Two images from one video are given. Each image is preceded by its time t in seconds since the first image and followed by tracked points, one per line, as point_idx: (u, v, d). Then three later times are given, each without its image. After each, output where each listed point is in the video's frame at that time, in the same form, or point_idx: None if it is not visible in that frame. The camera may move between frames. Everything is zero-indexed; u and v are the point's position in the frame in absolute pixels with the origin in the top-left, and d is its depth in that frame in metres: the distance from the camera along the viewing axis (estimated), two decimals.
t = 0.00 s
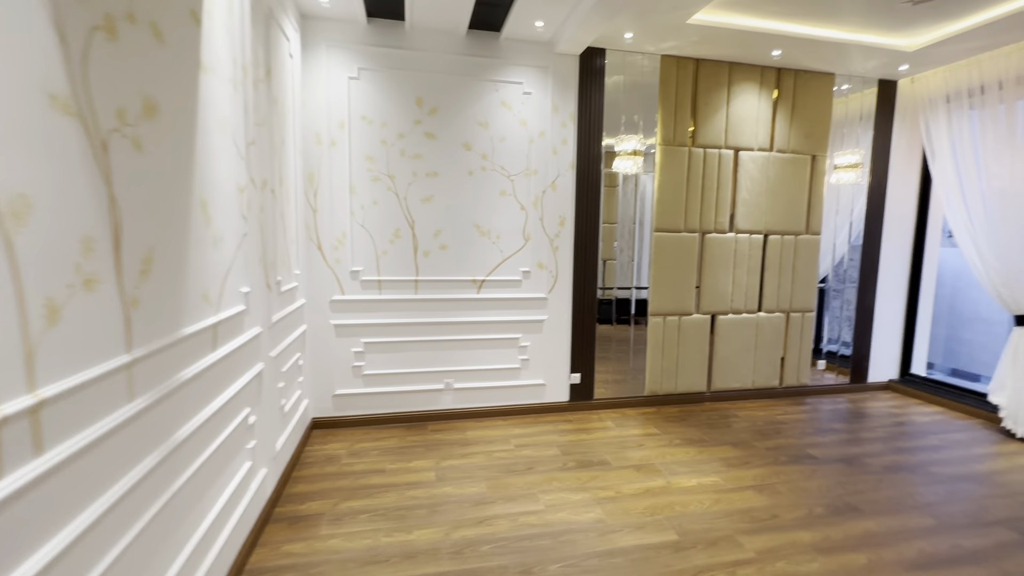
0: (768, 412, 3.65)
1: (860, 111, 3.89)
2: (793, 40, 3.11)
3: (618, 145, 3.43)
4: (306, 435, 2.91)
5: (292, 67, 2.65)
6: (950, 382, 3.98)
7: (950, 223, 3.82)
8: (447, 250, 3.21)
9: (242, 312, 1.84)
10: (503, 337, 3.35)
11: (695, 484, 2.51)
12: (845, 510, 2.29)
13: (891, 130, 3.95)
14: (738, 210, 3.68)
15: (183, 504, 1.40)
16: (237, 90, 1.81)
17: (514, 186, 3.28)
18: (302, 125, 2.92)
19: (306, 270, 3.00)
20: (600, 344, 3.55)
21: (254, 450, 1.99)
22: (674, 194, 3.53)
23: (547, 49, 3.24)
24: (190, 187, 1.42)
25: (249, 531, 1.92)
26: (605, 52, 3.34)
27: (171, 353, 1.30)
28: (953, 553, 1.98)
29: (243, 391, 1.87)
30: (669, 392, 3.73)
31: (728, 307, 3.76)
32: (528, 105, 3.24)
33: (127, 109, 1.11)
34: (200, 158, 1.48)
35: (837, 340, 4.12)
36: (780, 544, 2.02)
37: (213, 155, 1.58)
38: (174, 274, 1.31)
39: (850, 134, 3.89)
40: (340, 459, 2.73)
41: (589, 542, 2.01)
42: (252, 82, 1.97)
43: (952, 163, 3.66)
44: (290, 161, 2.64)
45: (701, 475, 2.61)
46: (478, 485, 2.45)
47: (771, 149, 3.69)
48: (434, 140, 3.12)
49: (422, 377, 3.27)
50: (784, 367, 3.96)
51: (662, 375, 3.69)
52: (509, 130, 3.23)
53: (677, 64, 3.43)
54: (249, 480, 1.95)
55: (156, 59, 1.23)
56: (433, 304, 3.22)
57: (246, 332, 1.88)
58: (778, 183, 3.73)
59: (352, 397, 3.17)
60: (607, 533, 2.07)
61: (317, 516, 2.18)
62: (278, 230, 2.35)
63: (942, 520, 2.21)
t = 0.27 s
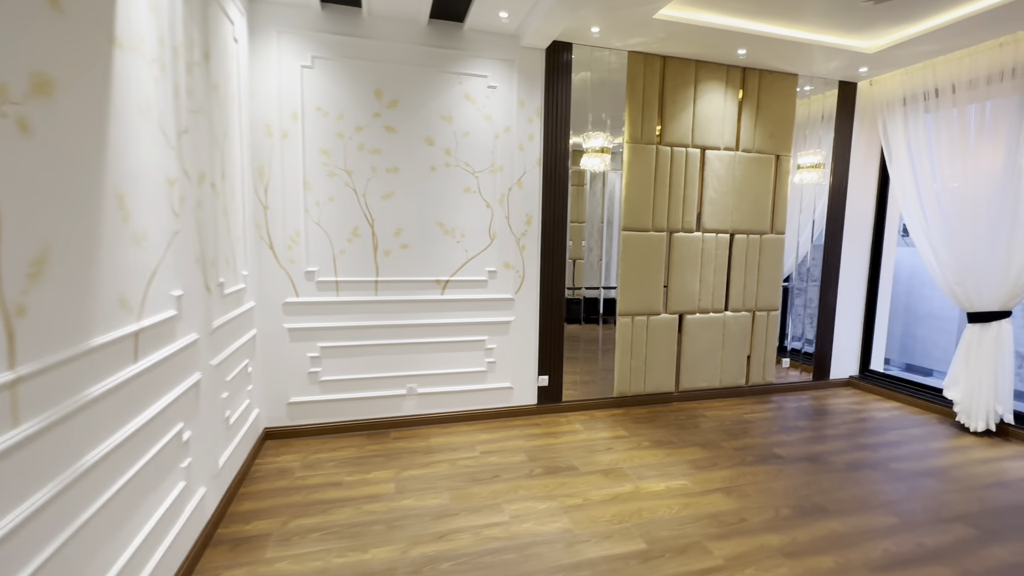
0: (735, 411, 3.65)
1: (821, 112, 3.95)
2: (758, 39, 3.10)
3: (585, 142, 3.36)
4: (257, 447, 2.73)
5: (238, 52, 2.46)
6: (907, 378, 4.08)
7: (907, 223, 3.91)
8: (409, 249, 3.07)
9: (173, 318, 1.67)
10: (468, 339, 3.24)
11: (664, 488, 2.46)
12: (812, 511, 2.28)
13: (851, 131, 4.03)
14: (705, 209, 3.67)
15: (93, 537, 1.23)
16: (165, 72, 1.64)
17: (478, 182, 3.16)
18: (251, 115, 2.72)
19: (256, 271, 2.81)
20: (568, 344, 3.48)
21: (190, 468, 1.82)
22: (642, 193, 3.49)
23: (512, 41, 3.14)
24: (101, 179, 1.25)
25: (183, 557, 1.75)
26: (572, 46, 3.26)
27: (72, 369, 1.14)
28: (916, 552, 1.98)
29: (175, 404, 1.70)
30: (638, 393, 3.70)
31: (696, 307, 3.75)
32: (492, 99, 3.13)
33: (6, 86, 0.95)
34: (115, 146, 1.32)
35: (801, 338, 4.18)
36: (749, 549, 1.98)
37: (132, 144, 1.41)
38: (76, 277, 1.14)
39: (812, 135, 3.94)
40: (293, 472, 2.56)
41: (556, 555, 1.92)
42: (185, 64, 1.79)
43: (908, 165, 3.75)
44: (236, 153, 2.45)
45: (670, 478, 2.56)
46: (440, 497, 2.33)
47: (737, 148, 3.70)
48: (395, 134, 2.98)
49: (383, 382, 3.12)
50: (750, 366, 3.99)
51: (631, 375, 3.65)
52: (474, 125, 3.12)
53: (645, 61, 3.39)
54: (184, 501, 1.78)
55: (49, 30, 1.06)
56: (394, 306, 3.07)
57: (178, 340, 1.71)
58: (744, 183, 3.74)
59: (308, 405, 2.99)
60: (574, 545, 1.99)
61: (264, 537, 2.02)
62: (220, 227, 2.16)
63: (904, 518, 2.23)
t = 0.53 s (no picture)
0: (709, 411, 3.63)
1: (791, 112, 3.97)
2: (729, 37, 3.08)
3: (557, 140, 3.28)
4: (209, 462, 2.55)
5: (182, 38, 2.28)
6: (874, 374, 4.15)
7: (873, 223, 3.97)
8: (374, 250, 2.93)
9: (101, 329, 1.51)
10: (437, 343, 3.12)
11: (638, 494, 2.40)
12: (786, 514, 2.25)
13: (819, 132, 4.06)
14: (678, 209, 3.63)
15: None
16: (89, 55, 1.47)
17: (447, 180, 3.04)
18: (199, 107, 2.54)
19: (208, 274, 2.62)
20: (542, 344, 3.40)
21: (124, 492, 1.65)
22: (615, 192, 3.43)
23: (481, 34, 3.03)
24: None
25: None
26: (543, 41, 3.17)
27: None
28: (889, 554, 1.96)
29: (105, 422, 1.53)
30: (612, 395, 3.64)
31: (670, 307, 3.72)
32: (461, 94, 3.02)
33: None
34: (18, 134, 1.15)
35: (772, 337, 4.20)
36: (725, 558, 1.93)
37: (43, 134, 1.25)
38: None
39: (783, 135, 3.96)
40: (248, 489, 2.40)
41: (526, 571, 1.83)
42: (113, 46, 1.61)
43: (874, 165, 3.80)
44: (182, 147, 2.27)
45: (645, 484, 2.50)
46: (406, 511, 2.21)
47: (709, 147, 3.68)
48: (358, 129, 2.83)
49: (348, 389, 2.97)
50: (723, 365, 3.98)
51: (605, 377, 3.59)
52: (441, 120, 3.00)
53: (617, 57, 3.33)
54: (118, 529, 1.61)
55: None
56: (359, 309, 2.93)
57: (108, 353, 1.55)
58: (717, 182, 3.73)
59: (266, 415, 2.82)
60: (546, 560, 1.90)
61: (212, 562, 1.86)
62: (161, 227, 1.99)
63: (876, 519, 2.21)
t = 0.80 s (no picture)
0: (681, 411, 3.63)
1: (758, 114, 4.01)
2: (698, 37, 3.07)
3: (527, 139, 3.21)
4: (156, 479, 2.37)
5: (121, 21, 2.10)
6: (837, 371, 4.25)
7: (836, 223, 4.05)
8: (336, 251, 2.80)
9: (18, 340, 1.35)
10: (404, 347, 3.01)
11: (611, 500, 2.35)
12: (758, 515, 2.24)
13: (784, 133, 4.13)
14: (649, 208, 3.62)
15: None
16: (2, 32, 1.32)
17: (413, 178, 2.93)
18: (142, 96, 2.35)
19: (153, 277, 2.44)
20: (513, 345, 3.32)
21: (49, 518, 1.49)
22: (586, 191, 3.38)
23: (448, 27, 2.93)
24: None
25: None
26: (512, 36, 3.10)
27: None
28: (858, 553, 1.97)
29: (24, 443, 1.38)
30: (585, 396, 3.60)
31: (641, 307, 3.70)
32: (428, 89, 2.91)
33: None
34: None
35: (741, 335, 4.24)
36: (698, 564, 1.90)
37: None
38: None
39: (750, 136, 4.00)
40: (199, 506, 2.24)
41: None
42: (32, 26, 1.45)
43: (837, 166, 3.88)
44: (120, 140, 2.09)
45: (617, 488, 2.45)
46: (370, 526, 2.09)
47: (679, 147, 3.68)
48: (317, 123, 2.69)
49: (310, 397, 2.83)
50: (693, 365, 4.00)
51: (577, 379, 3.55)
52: (407, 116, 2.88)
53: (587, 55, 3.29)
54: (41, 561, 1.45)
55: None
56: (321, 312, 2.79)
57: (28, 367, 1.39)
58: (686, 182, 3.73)
59: (221, 426, 2.65)
60: (516, 573, 1.82)
61: None
62: (94, 226, 1.82)
63: (844, 517, 2.23)
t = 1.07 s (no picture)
0: (659, 417, 3.61)
1: (731, 120, 4.05)
2: (674, 42, 3.07)
3: (503, 142, 3.15)
4: (104, 504, 2.19)
5: (64, 9, 1.94)
6: (810, 374, 4.31)
7: (807, 228, 4.12)
8: (304, 256, 2.67)
9: None
10: (377, 357, 2.89)
11: (592, 512, 2.28)
12: (740, 524, 2.20)
13: (757, 139, 4.18)
14: (626, 213, 3.60)
15: None
16: None
17: (385, 181, 2.83)
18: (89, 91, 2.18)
19: (102, 285, 2.26)
20: (490, 352, 3.24)
21: None
22: (563, 196, 3.34)
23: (421, 27, 2.85)
24: None
25: None
26: (487, 37, 3.04)
27: None
28: (840, 560, 1.95)
29: None
30: (563, 404, 3.54)
31: (619, 313, 3.67)
32: (400, 89, 2.82)
33: None
34: None
35: (717, 340, 4.26)
36: None
37: None
38: None
39: (723, 141, 4.04)
40: (152, 533, 2.07)
41: None
42: None
43: (808, 172, 3.94)
44: (63, 138, 1.93)
45: (598, 499, 2.39)
46: (339, 549, 1.97)
47: (655, 152, 3.68)
48: (283, 123, 2.57)
49: (276, 411, 2.68)
50: (671, 370, 3.99)
51: (556, 387, 3.48)
52: (379, 116, 2.78)
53: (563, 58, 3.25)
54: None
55: None
56: (287, 321, 2.65)
57: None
58: (663, 187, 3.73)
59: (178, 444, 2.48)
60: None
61: None
62: (30, 230, 1.66)
63: (825, 523, 2.22)
